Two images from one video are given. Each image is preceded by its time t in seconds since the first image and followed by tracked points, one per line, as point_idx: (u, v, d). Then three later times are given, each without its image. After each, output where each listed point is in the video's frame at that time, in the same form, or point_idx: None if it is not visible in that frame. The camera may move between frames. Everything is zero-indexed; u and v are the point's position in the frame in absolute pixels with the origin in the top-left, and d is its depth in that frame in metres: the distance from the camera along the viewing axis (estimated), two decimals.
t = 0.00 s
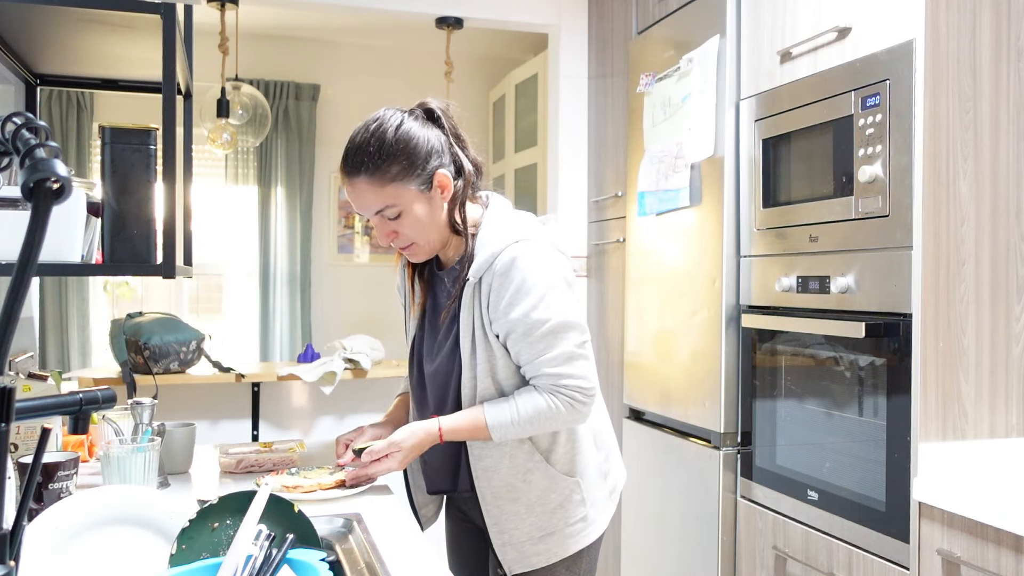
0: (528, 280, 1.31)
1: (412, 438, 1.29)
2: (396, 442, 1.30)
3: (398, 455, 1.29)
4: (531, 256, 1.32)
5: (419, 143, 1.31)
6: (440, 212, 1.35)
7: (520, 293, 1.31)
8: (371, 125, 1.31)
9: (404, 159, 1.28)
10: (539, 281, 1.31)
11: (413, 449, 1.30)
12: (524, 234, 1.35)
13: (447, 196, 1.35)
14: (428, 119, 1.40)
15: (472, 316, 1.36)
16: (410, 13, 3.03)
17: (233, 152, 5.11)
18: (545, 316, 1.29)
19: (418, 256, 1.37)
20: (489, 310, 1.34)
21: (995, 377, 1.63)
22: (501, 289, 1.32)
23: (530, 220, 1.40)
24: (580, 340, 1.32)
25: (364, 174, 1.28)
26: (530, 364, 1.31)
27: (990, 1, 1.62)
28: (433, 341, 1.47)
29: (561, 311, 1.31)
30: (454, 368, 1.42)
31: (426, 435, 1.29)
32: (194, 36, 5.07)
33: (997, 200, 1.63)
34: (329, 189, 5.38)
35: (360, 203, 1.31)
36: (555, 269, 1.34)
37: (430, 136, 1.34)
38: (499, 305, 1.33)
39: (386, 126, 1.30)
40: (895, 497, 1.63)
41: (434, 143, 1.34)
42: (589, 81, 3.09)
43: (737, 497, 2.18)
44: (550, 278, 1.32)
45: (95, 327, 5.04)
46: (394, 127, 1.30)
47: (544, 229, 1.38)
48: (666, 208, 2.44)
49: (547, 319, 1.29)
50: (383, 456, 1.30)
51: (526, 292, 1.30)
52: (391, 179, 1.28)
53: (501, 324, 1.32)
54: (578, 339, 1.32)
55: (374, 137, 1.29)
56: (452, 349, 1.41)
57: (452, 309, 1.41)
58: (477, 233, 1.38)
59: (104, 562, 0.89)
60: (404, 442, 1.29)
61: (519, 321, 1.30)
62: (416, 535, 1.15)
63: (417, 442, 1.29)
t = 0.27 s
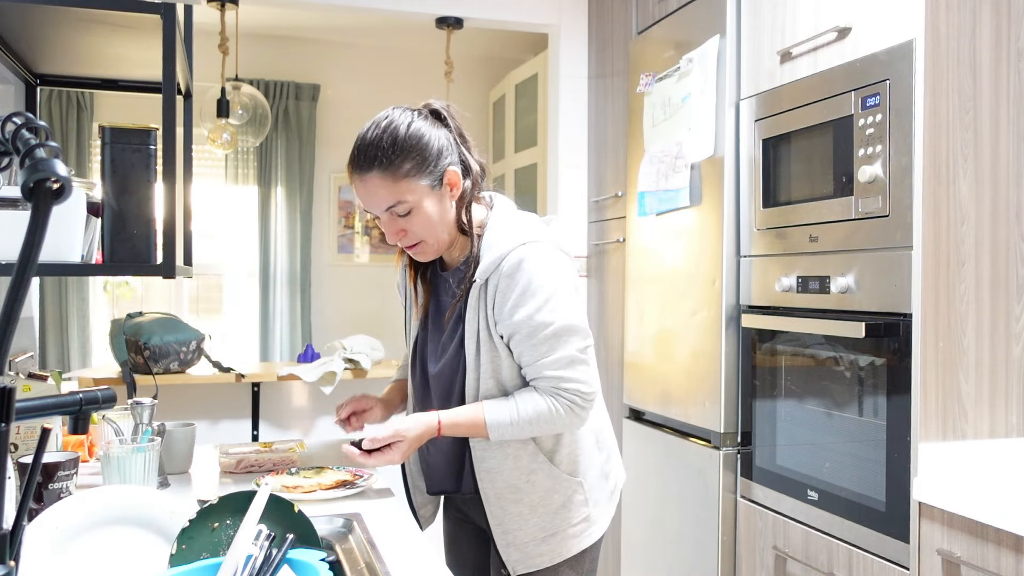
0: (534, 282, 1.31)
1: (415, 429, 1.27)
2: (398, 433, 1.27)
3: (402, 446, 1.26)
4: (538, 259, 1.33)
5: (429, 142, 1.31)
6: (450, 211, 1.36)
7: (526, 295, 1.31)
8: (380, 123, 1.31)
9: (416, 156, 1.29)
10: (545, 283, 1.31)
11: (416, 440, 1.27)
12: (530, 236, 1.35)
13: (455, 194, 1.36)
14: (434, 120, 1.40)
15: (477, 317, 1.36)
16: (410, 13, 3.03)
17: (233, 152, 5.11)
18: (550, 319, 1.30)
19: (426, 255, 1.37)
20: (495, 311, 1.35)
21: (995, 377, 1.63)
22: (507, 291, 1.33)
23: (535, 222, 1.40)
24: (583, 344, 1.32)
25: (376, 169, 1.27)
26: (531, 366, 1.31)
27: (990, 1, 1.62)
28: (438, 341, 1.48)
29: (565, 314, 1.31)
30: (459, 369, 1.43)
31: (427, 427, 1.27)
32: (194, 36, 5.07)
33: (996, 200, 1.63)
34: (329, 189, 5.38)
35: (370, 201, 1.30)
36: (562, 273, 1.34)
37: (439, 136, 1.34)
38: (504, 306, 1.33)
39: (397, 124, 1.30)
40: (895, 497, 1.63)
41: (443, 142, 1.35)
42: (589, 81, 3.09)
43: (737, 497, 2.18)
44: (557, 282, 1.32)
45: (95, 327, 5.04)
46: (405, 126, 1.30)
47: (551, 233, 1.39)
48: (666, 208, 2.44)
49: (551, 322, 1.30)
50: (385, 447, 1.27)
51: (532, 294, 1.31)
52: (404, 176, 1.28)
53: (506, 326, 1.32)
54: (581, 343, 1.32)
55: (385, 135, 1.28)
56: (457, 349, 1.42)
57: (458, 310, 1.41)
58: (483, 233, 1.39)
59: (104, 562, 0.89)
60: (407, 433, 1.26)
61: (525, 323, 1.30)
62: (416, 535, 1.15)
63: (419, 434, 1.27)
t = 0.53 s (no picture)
0: (539, 283, 1.31)
1: (401, 416, 1.26)
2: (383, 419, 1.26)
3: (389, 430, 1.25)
4: (546, 261, 1.33)
5: (439, 143, 1.31)
6: (456, 214, 1.36)
7: (529, 296, 1.31)
8: (393, 120, 1.31)
9: (426, 155, 1.29)
10: (550, 286, 1.32)
11: (402, 427, 1.26)
12: (540, 238, 1.35)
13: (462, 197, 1.36)
14: (449, 119, 1.40)
15: (482, 316, 1.36)
16: (410, 13, 3.03)
17: (233, 152, 5.11)
18: (550, 322, 1.30)
19: (424, 256, 1.36)
20: (500, 311, 1.35)
21: (995, 377, 1.63)
22: (513, 290, 1.33)
23: (545, 224, 1.40)
24: (579, 351, 1.32)
25: (384, 164, 1.27)
26: (523, 367, 1.32)
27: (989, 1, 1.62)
28: (444, 341, 1.48)
29: (564, 318, 1.31)
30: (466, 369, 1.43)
31: (413, 417, 1.26)
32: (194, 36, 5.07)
33: (996, 200, 1.63)
34: (329, 189, 5.38)
35: (377, 197, 1.30)
36: (568, 276, 1.34)
37: (450, 137, 1.34)
38: (508, 305, 1.33)
39: (410, 122, 1.30)
40: (895, 497, 1.63)
41: (455, 143, 1.35)
42: (589, 81, 3.09)
43: (737, 497, 2.18)
44: (562, 285, 1.33)
45: (95, 327, 5.04)
46: (417, 125, 1.30)
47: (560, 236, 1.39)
48: (666, 208, 2.44)
49: (550, 325, 1.30)
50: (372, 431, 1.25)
51: (536, 295, 1.31)
52: (411, 174, 1.28)
53: (508, 325, 1.33)
54: (577, 349, 1.32)
55: (397, 132, 1.28)
56: (463, 350, 1.42)
57: (465, 310, 1.41)
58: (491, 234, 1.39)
59: (104, 562, 0.89)
60: (394, 417, 1.25)
61: (526, 323, 1.30)
62: (416, 535, 1.15)
63: (406, 422, 1.25)
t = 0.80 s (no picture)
0: (540, 282, 1.31)
1: (401, 413, 1.26)
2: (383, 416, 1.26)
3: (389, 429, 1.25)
4: (548, 260, 1.33)
5: (445, 144, 1.31)
6: (460, 215, 1.36)
7: (530, 294, 1.31)
8: (399, 119, 1.31)
9: (432, 158, 1.29)
10: (551, 284, 1.31)
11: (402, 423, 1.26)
12: (541, 236, 1.35)
13: (466, 199, 1.36)
14: (454, 118, 1.40)
15: (484, 313, 1.36)
16: (410, 13, 3.03)
17: (233, 152, 5.11)
18: (549, 320, 1.30)
19: (429, 255, 1.37)
20: (500, 309, 1.35)
21: (995, 377, 1.63)
22: (514, 288, 1.33)
23: (546, 223, 1.40)
24: (579, 350, 1.32)
25: (390, 167, 1.27)
26: (521, 366, 1.32)
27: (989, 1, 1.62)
28: (443, 338, 1.48)
29: (564, 317, 1.31)
30: (466, 367, 1.43)
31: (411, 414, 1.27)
32: (194, 36, 5.07)
33: (996, 200, 1.63)
34: (330, 189, 5.38)
35: (381, 197, 1.30)
36: (570, 275, 1.34)
37: (456, 138, 1.34)
38: (509, 303, 1.33)
39: (416, 123, 1.30)
40: (895, 497, 1.63)
41: (460, 144, 1.35)
42: (589, 81, 3.09)
43: (737, 497, 2.18)
44: (563, 283, 1.33)
45: (95, 327, 5.04)
46: (424, 126, 1.30)
47: (562, 235, 1.39)
48: (666, 208, 2.44)
49: (550, 323, 1.30)
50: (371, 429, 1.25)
51: (537, 294, 1.31)
52: (416, 176, 1.28)
53: (508, 323, 1.33)
54: (576, 348, 1.32)
55: (403, 132, 1.28)
56: (463, 348, 1.42)
57: (465, 309, 1.41)
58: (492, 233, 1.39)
59: (104, 563, 0.89)
60: (393, 414, 1.26)
61: (526, 322, 1.30)
62: (416, 535, 1.15)
63: (405, 418, 1.26)
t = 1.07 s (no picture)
0: (534, 282, 1.31)
1: (397, 418, 1.28)
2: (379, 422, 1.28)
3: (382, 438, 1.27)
4: (542, 259, 1.33)
5: (443, 145, 1.31)
6: (457, 215, 1.36)
7: (525, 294, 1.31)
8: (396, 120, 1.30)
9: (429, 158, 1.29)
10: (546, 284, 1.31)
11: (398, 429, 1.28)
12: (536, 236, 1.35)
13: (464, 199, 1.36)
14: (452, 117, 1.39)
15: (479, 314, 1.36)
16: (410, 13, 3.03)
17: (233, 152, 5.11)
18: (544, 320, 1.30)
19: (428, 254, 1.37)
20: (495, 309, 1.35)
21: (995, 377, 1.63)
22: (509, 287, 1.33)
23: (543, 222, 1.40)
24: (574, 349, 1.32)
25: (387, 168, 1.27)
26: (516, 366, 1.32)
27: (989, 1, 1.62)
28: (439, 337, 1.48)
29: (559, 316, 1.31)
30: (461, 366, 1.43)
31: (406, 419, 1.28)
32: (194, 36, 5.07)
33: (996, 201, 1.63)
34: (330, 189, 5.38)
35: (379, 198, 1.31)
36: (566, 274, 1.34)
37: (454, 138, 1.34)
38: (504, 303, 1.33)
39: (413, 123, 1.30)
40: (895, 497, 1.63)
41: (458, 143, 1.35)
42: (589, 81, 3.09)
43: (737, 497, 2.18)
44: (558, 282, 1.32)
45: (95, 327, 5.05)
46: (421, 126, 1.30)
47: (557, 234, 1.39)
48: (666, 208, 2.44)
49: (545, 323, 1.30)
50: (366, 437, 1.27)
51: (532, 293, 1.31)
52: (413, 176, 1.28)
53: (503, 324, 1.33)
54: (571, 348, 1.32)
55: (400, 133, 1.28)
56: (458, 347, 1.42)
57: (461, 307, 1.41)
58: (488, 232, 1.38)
59: (104, 563, 0.89)
60: (388, 421, 1.27)
61: (520, 322, 1.30)
62: (416, 534, 1.15)
63: (400, 423, 1.27)
